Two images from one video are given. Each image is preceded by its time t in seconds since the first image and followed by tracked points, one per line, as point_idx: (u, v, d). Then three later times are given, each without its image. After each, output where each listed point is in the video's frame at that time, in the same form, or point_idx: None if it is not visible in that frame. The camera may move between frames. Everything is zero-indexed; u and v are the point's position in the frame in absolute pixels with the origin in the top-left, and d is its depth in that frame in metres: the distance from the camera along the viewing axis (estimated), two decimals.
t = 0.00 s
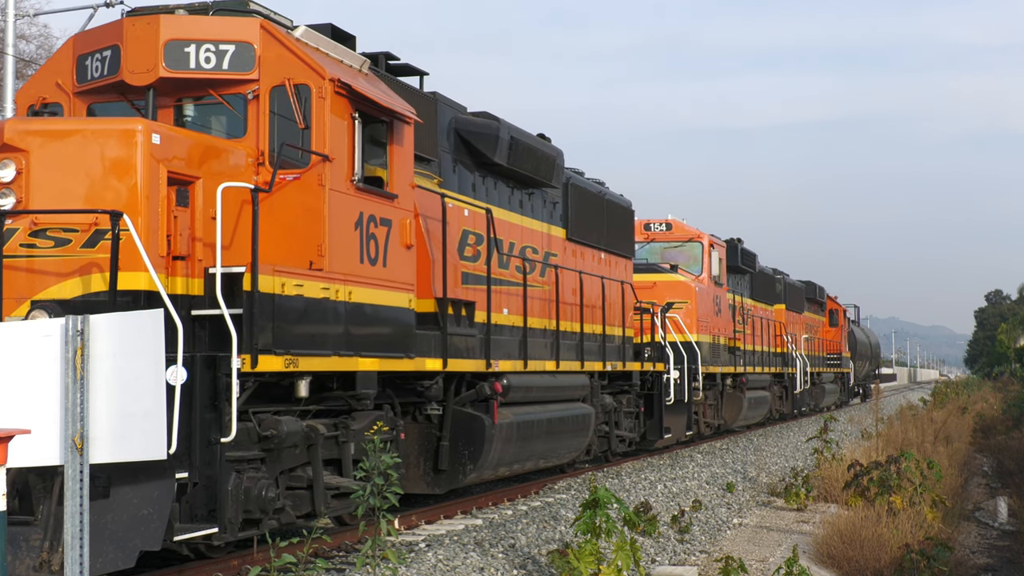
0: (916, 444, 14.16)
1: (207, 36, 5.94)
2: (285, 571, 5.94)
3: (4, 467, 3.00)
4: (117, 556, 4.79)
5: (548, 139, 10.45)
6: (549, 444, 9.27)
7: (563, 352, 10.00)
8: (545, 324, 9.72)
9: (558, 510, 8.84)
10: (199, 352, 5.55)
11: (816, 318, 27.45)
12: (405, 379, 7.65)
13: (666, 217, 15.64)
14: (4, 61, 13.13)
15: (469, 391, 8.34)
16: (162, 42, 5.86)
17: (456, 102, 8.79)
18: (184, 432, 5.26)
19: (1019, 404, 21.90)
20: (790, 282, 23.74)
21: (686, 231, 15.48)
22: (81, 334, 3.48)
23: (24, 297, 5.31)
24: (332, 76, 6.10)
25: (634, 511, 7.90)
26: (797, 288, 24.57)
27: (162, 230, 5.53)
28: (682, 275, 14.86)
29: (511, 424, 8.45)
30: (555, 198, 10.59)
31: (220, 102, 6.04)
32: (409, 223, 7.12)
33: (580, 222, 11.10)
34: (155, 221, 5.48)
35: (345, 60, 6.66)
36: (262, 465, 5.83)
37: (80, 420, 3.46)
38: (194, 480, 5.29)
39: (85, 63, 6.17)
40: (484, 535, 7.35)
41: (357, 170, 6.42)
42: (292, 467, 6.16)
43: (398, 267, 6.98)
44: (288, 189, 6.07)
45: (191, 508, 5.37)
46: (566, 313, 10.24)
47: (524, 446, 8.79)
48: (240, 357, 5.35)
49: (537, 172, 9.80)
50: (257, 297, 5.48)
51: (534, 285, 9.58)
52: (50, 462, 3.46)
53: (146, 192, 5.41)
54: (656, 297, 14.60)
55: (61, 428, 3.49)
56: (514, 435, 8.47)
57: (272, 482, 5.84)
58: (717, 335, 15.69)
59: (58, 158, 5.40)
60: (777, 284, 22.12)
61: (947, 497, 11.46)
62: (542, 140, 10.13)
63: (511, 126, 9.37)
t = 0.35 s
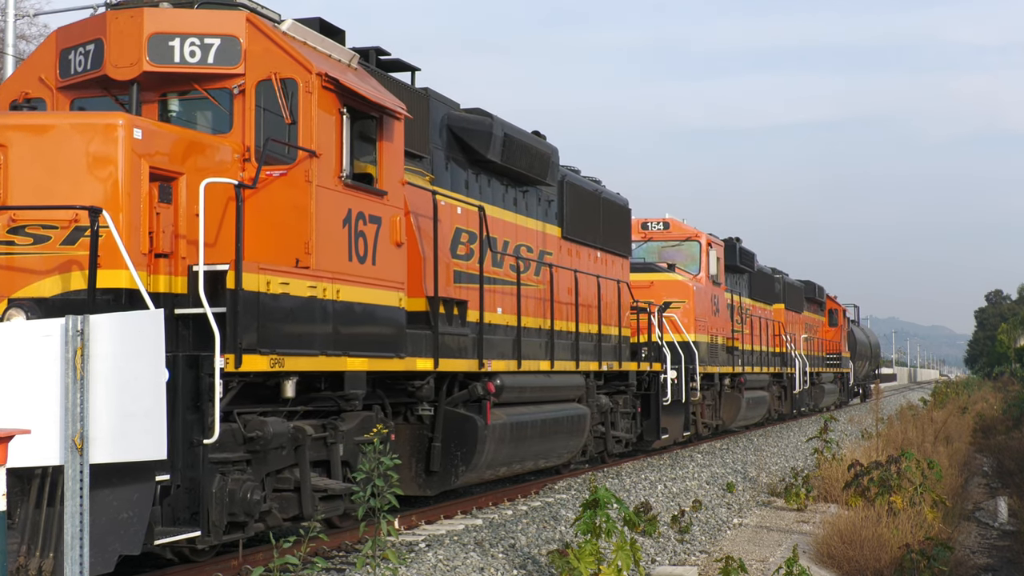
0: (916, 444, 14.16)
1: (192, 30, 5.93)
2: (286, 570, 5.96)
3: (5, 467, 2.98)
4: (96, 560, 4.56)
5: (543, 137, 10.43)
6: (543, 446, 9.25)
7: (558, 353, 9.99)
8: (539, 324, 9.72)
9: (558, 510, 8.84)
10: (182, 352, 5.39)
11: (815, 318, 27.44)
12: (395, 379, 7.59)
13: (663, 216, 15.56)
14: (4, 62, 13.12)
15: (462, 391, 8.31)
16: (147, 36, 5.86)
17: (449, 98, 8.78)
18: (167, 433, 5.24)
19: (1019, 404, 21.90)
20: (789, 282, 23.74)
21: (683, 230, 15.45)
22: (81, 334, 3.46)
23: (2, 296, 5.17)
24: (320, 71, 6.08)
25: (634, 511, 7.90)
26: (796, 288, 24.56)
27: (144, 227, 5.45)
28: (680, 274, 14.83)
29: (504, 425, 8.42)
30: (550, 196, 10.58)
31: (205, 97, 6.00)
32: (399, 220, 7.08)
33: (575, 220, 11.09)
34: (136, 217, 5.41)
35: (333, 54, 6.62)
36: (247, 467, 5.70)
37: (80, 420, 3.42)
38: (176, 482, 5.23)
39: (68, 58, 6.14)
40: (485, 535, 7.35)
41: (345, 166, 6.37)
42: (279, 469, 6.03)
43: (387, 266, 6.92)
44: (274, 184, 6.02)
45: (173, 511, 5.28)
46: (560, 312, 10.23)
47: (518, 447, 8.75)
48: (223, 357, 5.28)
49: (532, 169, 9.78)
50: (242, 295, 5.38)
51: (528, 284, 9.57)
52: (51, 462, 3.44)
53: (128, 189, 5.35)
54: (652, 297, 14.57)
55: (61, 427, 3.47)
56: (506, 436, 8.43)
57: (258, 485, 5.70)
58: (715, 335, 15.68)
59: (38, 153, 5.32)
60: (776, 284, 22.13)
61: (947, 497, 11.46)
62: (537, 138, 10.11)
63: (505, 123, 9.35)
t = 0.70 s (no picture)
0: (915, 444, 14.15)
1: (178, 23, 5.88)
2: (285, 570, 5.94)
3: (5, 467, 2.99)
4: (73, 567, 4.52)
5: (538, 134, 10.43)
6: (538, 446, 9.24)
7: (553, 352, 9.98)
8: (533, 324, 9.71)
9: (558, 510, 8.84)
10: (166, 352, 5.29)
11: (814, 317, 27.45)
12: (386, 379, 7.52)
13: (661, 215, 15.56)
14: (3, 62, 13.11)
15: (455, 391, 8.30)
16: (131, 30, 5.82)
17: (442, 94, 8.78)
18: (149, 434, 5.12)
19: (1020, 404, 21.90)
20: (788, 281, 23.73)
21: (681, 229, 15.44)
22: (81, 335, 3.45)
23: None
24: (307, 65, 6.04)
25: (634, 511, 7.91)
26: (795, 287, 24.57)
27: (127, 225, 5.41)
28: (678, 273, 14.82)
29: (498, 426, 8.40)
30: (545, 194, 10.59)
31: (191, 92, 5.96)
32: (389, 218, 7.05)
33: (570, 219, 11.09)
34: (119, 215, 5.37)
35: (322, 48, 6.53)
36: (233, 469, 5.67)
37: (80, 420, 3.40)
38: (158, 485, 5.14)
39: (51, 52, 6.14)
40: (484, 535, 7.35)
41: (333, 163, 6.34)
42: (267, 471, 5.98)
43: (377, 263, 6.91)
44: (261, 181, 5.98)
45: (156, 514, 5.21)
46: (555, 311, 10.22)
47: (512, 448, 8.74)
48: (206, 356, 5.18)
49: (527, 167, 9.78)
50: (226, 293, 5.31)
51: (522, 283, 9.59)
52: (50, 462, 3.45)
53: (109, 185, 5.31)
54: (649, 297, 14.62)
55: (61, 428, 3.49)
56: (500, 437, 8.43)
57: (244, 487, 5.65)
58: (713, 335, 15.67)
59: (20, 148, 5.30)
60: (774, 284, 22.12)
61: (947, 497, 11.46)
62: (531, 135, 10.10)
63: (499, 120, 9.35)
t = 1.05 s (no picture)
0: (915, 444, 14.16)
1: (162, 17, 5.80)
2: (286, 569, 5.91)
3: (5, 466, 2.98)
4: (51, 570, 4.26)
5: (533, 132, 10.43)
6: (533, 447, 9.22)
7: (548, 352, 9.95)
8: (527, 323, 9.69)
9: (558, 510, 8.84)
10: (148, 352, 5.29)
11: (813, 317, 27.43)
12: (376, 378, 7.51)
13: (658, 214, 15.55)
14: None
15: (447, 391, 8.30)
16: (115, 23, 5.73)
17: (435, 91, 8.77)
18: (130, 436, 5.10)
19: (1019, 404, 21.90)
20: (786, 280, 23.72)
21: (678, 228, 15.43)
22: (82, 334, 3.19)
23: None
24: (294, 59, 5.98)
25: (634, 511, 7.91)
26: (794, 287, 24.56)
27: (107, 221, 5.34)
28: (675, 272, 14.80)
29: (491, 427, 8.39)
30: (540, 192, 10.59)
31: (176, 87, 5.92)
32: (379, 215, 6.99)
33: (566, 218, 11.08)
34: (99, 211, 5.30)
35: (310, 42, 6.47)
36: (218, 472, 5.65)
37: (80, 420, 3.18)
38: (140, 488, 5.11)
39: (34, 46, 6.06)
40: (484, 535, 7.35)
41: (321, 159, 6.28)
42: (253, 473, 5.96)
43: (366, 261, 6.87)
44: (246, 177, 5.91)
45: (137, 517, 5.14)
46: (549, 310, 10.19)
47: (505, 449, 8.72)
48: (188, 357, 5.23)
49: (521, 164, 9.78)
50: (208, 292, 5.39)
51: (516, 282, 9.60)
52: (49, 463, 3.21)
53: (90, 181, 5.24)
54: (646, 296, 14.61)
55: (62, 427, 3.23)
56: (493, 437, 8.42)
57: (229, 489, 5.64)
58: (710, 334, 15.66)
59: None
60: (773, 283, 22.12)
61: (947, 497, 11.46)
62: (526, 132, 10.10)
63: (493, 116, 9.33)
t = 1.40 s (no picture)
0: (916, 444, 14.15)
1: (144, 9, 5.80)
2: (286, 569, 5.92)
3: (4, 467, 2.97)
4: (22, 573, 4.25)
5: (529, 129, 10.42)
6: (526, 449, 9.21)
7: (542, 352, 9.94)
8: (521, 322, 9.69)
9: (558, 510, 8.85)
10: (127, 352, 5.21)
11: (811, 316, 27.31)
12: (366, 379, 7.47)
13: (655, 213, 15.57)
14: None
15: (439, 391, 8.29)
16: (95, 16, 5.72)
17: (427, 87, 8.76)
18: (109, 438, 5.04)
19: (1019, 404, 21.90)
20: (786, 280, 23.72)
21: (675, 227, 15.43)
22: (82, 334, 3.15)
23: None
24: (279, 52, 5.90)
25: (634, 511, 7.91)
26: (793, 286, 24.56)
27: (86, 216, 5.31)
28: (672, 271, 14.80)
29: (484, 428, 8.39)
30: (535, 190, 10.60)
31: (160, 81, 5.90)
32: (367, 213, 6.94)
33: (560, 216, 11.09)
34: (78, 206, 5.27)
35: (297, 36, 6.41)
36: (201, 474, 5.60)
37: (80, 420, 3.14)
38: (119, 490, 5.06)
39: (16, 40, 6.07)
40: (485, 535, 7.35)
41: (307, 154, 6.21)
42: (238, 475, 5.91)
43: (355, 260, 6.80)
44: (230, 173, 5.88)
45: (116, 521, 5.09)
46: (543, 309, 10.18)
47: (498, 450, 8.71)
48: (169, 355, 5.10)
49: (514, 162, 9.79)
50: (190, 291, 5.21)
51: (511, 282, 9.60)
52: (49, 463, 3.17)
53: (68, 175, 5.21)
54: (643, 295, 14.60)
55: (62, 427, 3.18)
56: (486, 438, 8.42)
57: (212, 492, 5.59)
58: (708, 334, 15.65)
59: None
60: (772, 283, 22.12)
61: (947, 497, 11.46)
62: (521, 129, 10.11)
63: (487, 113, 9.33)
